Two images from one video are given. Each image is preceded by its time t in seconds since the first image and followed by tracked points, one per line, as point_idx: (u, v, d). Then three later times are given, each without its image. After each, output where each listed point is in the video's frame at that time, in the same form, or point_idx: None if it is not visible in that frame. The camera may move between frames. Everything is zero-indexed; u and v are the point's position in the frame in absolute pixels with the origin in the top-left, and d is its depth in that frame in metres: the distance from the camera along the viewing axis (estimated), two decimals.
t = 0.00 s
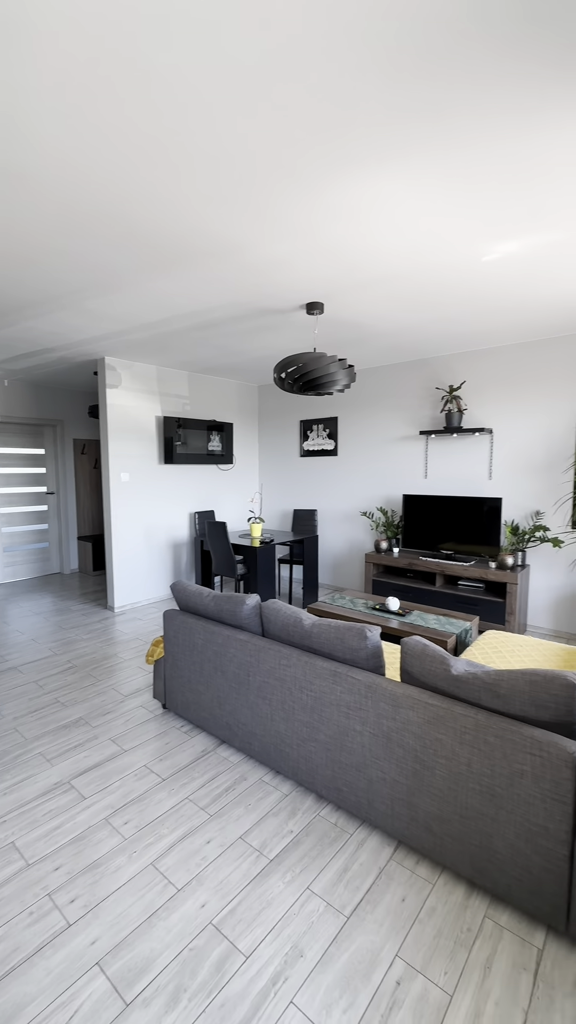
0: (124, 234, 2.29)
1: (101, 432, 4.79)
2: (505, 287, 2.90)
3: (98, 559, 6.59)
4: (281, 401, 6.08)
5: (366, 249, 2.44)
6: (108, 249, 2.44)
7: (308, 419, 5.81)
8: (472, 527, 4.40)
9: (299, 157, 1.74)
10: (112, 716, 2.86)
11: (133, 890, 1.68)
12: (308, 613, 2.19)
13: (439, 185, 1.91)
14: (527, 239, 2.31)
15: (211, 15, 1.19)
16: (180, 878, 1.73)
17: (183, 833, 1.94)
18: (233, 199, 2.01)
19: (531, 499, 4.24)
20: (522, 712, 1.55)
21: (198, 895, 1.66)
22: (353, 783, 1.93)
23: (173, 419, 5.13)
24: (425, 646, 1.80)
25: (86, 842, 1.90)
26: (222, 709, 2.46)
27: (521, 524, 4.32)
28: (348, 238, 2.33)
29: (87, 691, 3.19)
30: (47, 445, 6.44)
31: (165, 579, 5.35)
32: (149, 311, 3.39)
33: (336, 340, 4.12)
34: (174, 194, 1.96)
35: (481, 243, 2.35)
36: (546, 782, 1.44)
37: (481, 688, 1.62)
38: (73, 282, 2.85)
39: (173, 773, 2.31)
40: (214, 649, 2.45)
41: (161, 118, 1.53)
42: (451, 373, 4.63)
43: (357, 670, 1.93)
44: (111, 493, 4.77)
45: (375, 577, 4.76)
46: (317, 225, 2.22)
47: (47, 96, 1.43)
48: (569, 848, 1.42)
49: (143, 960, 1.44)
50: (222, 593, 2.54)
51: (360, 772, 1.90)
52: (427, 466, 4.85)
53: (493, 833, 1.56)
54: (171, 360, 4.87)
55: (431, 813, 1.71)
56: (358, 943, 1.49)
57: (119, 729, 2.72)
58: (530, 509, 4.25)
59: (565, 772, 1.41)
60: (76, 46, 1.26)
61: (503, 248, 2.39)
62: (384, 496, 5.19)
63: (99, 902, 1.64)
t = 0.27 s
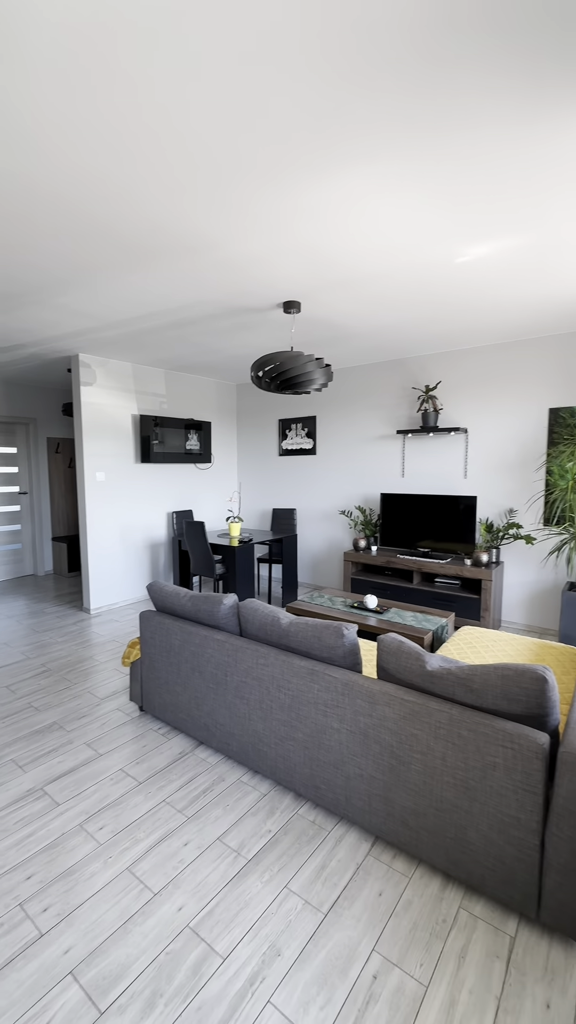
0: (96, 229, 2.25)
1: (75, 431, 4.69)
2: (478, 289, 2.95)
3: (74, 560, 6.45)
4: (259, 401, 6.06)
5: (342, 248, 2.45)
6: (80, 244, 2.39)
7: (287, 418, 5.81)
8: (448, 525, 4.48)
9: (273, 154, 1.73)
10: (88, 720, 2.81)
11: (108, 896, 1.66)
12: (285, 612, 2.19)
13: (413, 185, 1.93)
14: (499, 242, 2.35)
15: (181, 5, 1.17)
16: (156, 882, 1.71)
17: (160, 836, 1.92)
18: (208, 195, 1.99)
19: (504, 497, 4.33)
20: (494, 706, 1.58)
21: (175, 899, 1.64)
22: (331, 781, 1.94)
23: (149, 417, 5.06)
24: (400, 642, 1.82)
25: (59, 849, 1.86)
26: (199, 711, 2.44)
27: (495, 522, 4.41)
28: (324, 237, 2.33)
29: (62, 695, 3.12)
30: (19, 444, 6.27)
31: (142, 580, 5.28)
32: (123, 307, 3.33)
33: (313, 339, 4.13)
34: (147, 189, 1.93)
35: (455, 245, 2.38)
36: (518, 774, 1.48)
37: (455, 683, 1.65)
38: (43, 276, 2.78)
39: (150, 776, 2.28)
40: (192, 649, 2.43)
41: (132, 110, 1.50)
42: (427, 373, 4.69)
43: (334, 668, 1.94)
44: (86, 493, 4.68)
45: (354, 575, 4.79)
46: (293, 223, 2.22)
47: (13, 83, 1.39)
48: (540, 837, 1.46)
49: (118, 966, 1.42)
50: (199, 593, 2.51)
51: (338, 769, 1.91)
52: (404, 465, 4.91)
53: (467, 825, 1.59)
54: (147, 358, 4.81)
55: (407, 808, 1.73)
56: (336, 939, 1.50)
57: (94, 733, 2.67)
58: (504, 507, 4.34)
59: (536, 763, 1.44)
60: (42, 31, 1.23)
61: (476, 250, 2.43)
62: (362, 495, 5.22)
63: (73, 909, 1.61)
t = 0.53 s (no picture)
0: (69, 224, 2.20)
1: (51, 429, 4.60)
2: (454, 291, 2.99)
3: (50, 561, 6.32)
4: (239, 400, 6.04)
5: (319, 248, 2.45)
6: (53, 239, 2.34)
7: (267, 418, 5.80)
8: (427, 524, 4.53)
9: (249, 152, 1.73)
10: (64, 724, 2.75)
11: (84, 904, 1.63)
12: (264, 612, 2.19)
13: (388, 188, 1.94)
14: (473, 245, 2.39)
15: None
16: (133, 888, 1.68)
17: (137, 841, 1.89)
18: (184, 191, 1.96)
19: (481, 496, 4.40)
20: (469, 702, 1.61)
21: (152, 904, 1.62)
22: (310, 780, 1.94)
23: (128, 416, 4.99)
24: (378, 641, 1.84)
25: (33, 858, 1.82)
26: (178, 712, 2.41)
27: (472, 520, 4.48)
28: (301, 236, 2.33)
29: (37, 699, 3.06)
30: None
31: (121, 580, 5.21)
32: (99, 304, 3.28)
33: (293, 338, 4.13)
34: (121, 182, 1.90)
35: (430, 247, 2.41)
36: (491, 768, 1.50)
37: (431, 680, 1.67)
38: (15, 271, 2.71)
39: (127, 780, 2.25)
40: (170, 650, 2.40)
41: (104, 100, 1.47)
42: (406, 373, 4.74)
43: (313, 667, 1.94)
44: (62, 492, 4.59)
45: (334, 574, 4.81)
46: (271, 222, 2.21)
47: None
48: (513, 829, 1.49)
49: (93, 975, 1.39)
50: (177, 594, 2.49)
51: (317, 768, 1.91)
52: (383, 465, 4.95)
53: (443, 820, 1.61)
54: (124, 356, 4.74)
55: (384, 804, 1.74)
56: (314, 937, 1.50)
57: (71, 737, 2.62)
58: (480, 506, 4.42)
59: (509, 757, 1.47)
60: (8, 15, 1.19)
61: (451, 253, 2.47)
62: (343, 494, 5.25)
63: (47, 919, 1.57)
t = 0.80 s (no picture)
0: (47, 220, 2.16)
1: (30, 429, 4.51)
2: (434, 293, 3.02)
3: (30, 563, 6.21)
4: (223, 400, 6.01)
5: (301, 248, 2.45)
6: (30, 235, 2.30)
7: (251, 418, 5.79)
8: (410, 523, 4.57)
9: (229, 150, 1.72)
10: (43, 730, 2.70)
11: (62, 913, 1.59)
12: (246, 613, 2.18)
13: (368, 189, 1.95)
14: (452, 248, 2.42)
15: None
16: (113, 894, 1.66)
17: (117, 847, 1.87)
18: (163, 189, 1.94)
19: (463, 496, 4.46)
20: (449, 700, 1.62)
21: (132, 910, 1.60)
22: (293, 780, 1.94)
23: (109, 415, 4.93)
24: (359, 641, 1.85)
25: (10, 867, 1.78)
26: (160, 715, 2.39)
27: (454, 520, 4.53)
28: (282, 237, 2.33)
29: (16, 705, 3.00)
30: None
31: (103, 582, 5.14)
32: (78, 302, 3.23)
33: (276, 338, 4.12)
34: (99, 179, 1.87)
35: (410, 248, 2.43)
36: (470, 765, 1.52)
37: (411, 679, 1.68)
38: None
39: (108, 785, 2.22)
40: (151, 653, 2.38)
41: (79, 94, 1.45)
42: (389, 374, 4.77)
43: (295, 668, 1.94)
44: (42, 493, 4.51)
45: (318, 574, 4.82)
46: (251, 222, 2.20)
47: None
48: (492, 825, 1.50)
49: (71, 985, 1.37)
50: (158, 595, 2.47)
51: (299, 769, 1.91)
52: (367, 465, 4.98)
53: (424, 818, 1.62)
54: (106, 354, 4.68)
55: (366, 803, 1.75)
56: (296, 938, 1.50)
57: (50, 742, 2.57)
58: (462, 506, 4.47)
59: (487, 754, 1.49)
60: None
61: (431, 255, 2.49)
62: (327, 494, 5.26)
63: (23, 929, 1.54)
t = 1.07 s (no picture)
0: (26, 214, 2.12)
1: (12, 427, 4.43)
2: (419, 293, 3.03)
3: (13, 564, 6.11)
4: (210, 399, 5.97)
5: (286, 247, 2.44)
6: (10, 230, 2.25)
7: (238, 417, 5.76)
8: (396, 522, 4.59)
9: (212, 144, 1.70)
10: (25, 733, 2.66)
11: (42, 920, 1.57)
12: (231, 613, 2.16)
13: (352, 187, 1.95)
14: (436, 248, 2.43)
15: None
16: (95, 900, 1.63)
17: (100, 851, 1.84)
18: (146, 183, 1.92)
19: (448, 495, 4.49)
20: (433, 699, 1.63)
21: (115, 915, 1.58)
22: (278, 781, 1.93)
23: (94, 414, 4.87)
24: (344, 640, 1.84)
25: None
26: (145, 717, 2.36)
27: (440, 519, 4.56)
28: (267, 235, 2.32)
29: None
30: None
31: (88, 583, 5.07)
32: (61, 299, 3.18)
33: (262, 337, 4.11)
34: (79, 172, 1.84)
35: (395, 248, 2.44)
36: (454, 763, 1.53)
37: (396, 678, 1.68)
38: None
39: (91, 789, 2.19)
40: (135, 654, 2.35)
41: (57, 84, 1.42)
42: (375, 374, 4.78)
43: (280, 668, 1.93)
44: (24, 492, 4.43)
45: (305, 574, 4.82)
46: (236, 219, 2.19)
47: None
48: (475, 822, 1.51)
49: (51, 993, 1.35)
50: (143, 596, 2.44)
51: (284, 769, 1.90)
52: (354, 464, 4.99)
53: (408, 817, 1.62)
54: (90, 352, 4.61)
55: (351, 803, 1.75)
56: (280, 940, 1.49)
57: (32, 746, 2.53)
58: (448, 505, 4.50)
59: (471, 752, 1.50)
60: None
61: (415, 255, 2.50)
62: (314, 493, 5.26)
63: (3, 937, 1.51)
